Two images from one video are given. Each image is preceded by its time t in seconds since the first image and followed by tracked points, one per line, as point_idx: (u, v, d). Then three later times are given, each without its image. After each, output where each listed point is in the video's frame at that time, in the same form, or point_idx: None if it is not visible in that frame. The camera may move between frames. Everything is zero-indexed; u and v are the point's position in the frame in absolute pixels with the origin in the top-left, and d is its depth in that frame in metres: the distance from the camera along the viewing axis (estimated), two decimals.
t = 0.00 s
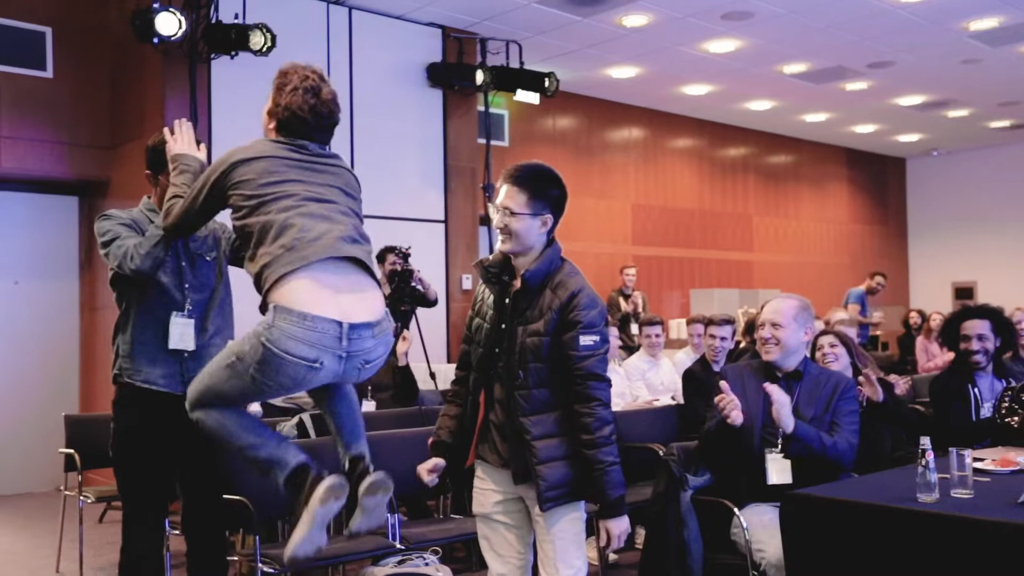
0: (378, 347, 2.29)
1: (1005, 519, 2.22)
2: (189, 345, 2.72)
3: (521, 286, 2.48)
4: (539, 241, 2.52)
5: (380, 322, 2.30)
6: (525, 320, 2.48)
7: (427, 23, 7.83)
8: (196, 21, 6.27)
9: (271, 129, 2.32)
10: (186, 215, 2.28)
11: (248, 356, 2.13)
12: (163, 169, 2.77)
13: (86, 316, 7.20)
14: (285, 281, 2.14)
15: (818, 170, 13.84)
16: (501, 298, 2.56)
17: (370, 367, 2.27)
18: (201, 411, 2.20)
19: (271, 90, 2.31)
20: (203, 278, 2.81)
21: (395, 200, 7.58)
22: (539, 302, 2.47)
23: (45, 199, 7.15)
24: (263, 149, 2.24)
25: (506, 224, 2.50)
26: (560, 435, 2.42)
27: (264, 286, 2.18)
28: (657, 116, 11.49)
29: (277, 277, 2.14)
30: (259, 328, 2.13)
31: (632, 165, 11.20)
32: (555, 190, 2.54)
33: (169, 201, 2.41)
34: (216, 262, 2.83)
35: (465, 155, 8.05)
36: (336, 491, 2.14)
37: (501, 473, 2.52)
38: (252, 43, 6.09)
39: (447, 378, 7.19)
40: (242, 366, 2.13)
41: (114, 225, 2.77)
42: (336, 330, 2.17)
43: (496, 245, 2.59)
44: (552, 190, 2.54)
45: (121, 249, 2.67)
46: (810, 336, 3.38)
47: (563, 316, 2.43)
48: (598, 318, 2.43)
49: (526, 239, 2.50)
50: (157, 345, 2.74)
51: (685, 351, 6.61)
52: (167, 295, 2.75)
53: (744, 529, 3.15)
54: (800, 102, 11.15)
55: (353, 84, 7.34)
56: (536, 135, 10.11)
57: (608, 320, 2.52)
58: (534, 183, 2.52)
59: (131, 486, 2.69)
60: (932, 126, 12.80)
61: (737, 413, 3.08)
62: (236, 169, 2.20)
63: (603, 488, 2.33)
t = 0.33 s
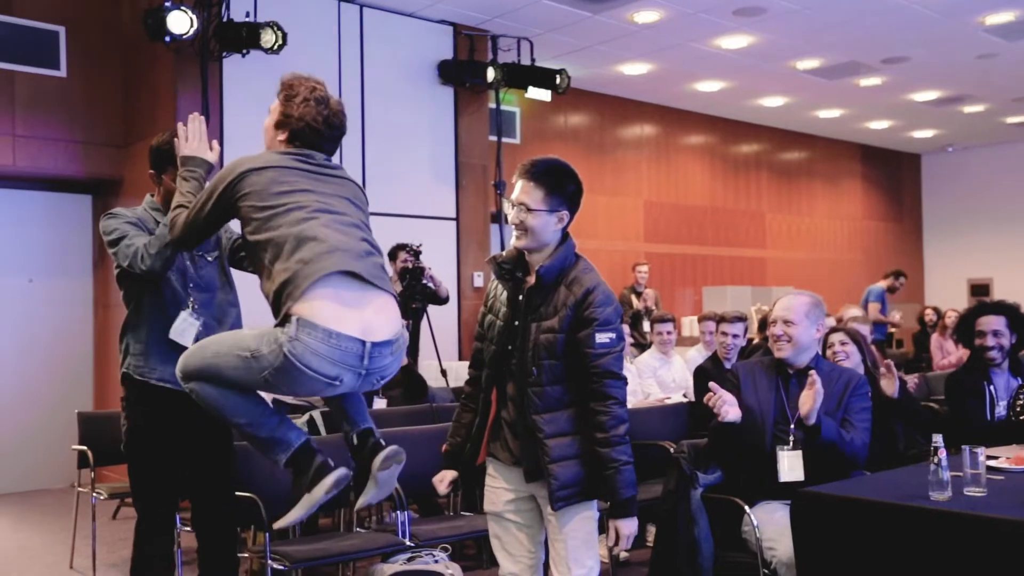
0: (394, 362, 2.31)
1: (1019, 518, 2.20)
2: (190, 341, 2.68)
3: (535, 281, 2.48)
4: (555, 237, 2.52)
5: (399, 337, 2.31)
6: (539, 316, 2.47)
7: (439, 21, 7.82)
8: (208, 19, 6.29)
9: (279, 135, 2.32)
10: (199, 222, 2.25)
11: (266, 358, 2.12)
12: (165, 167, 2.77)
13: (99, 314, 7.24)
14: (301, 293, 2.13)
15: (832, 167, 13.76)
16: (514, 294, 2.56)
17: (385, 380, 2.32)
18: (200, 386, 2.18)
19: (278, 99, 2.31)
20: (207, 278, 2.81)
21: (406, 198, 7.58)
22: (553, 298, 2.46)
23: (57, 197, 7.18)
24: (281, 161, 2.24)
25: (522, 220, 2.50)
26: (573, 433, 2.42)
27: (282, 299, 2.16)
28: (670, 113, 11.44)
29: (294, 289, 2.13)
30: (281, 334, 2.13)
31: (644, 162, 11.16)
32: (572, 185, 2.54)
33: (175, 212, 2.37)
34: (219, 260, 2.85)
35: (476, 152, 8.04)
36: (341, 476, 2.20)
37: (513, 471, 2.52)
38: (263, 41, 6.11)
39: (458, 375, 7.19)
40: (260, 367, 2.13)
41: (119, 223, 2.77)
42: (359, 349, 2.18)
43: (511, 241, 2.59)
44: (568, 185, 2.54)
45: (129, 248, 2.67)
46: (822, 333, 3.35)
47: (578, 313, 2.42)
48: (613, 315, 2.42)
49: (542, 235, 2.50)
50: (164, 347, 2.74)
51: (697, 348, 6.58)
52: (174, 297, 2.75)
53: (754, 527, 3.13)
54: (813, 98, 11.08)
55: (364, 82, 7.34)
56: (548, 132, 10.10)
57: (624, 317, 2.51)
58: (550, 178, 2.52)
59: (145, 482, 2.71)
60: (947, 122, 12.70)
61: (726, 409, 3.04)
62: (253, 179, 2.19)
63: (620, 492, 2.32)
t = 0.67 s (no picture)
0: (403, 376, 2.24)
1: None
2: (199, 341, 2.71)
3: (552, 277, 2.47)
4: (570, 232, 2.52)
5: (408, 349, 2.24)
6: (555, 313, 2.47)
7: (449, 18, 7.82)
8: (219, 17, 6.30)
9: (303, 132, 2.24)
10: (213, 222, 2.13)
11: (283, 386, 2.02)
12: (168, 163, 2.77)
13: (112, 310, 7.28)
14: (319, 307, 2.03)
15: (845, 163, 13.68)
16: (529, 290, 2.55)
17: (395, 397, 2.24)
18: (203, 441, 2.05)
19: (290, 97, 2.24)
20: (210, 278, 2.80)
21: (416, 195, 7.58)
22: (570, 295, 2.46)
23: (69, 195, 7.21)
24: (303, 160, 2.15)
25: (536, 215, 2.49)
26: (585, 432, 2.40)
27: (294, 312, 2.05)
28: (681, 110, 11.41)
29: (314, 303, 2.03)
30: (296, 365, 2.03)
31: (656, 159, 11.13)
32: (586, 180, 2.53)
33: (186, 222, 2.27)
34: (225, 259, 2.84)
35: (486, 149, 8.03)
36: (349, 560, 2.13)
37: (527, 469, 2.51)
38: (273, 39, 6.12)
39: (468, 372, 7.18)
40: (270, 403, 2.02)
41: (123, 224, 2.78)
42: (376, 363, 2.11)
43: (526, 237, 2.58)
44: (583, 179, 2.53)
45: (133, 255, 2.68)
46: (833, 329, 3.34)
47: (595, 310, 2.41)
48: (629, 312, 2.41)
49: (556, 230, 2.49)
50: (168, 351, 2.73)
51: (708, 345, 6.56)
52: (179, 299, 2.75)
53: (763, 525, 3.12)
54: (826, 94, 11.01)
55: (375, 78, 7.35)
56: (559, 129, 10.09)
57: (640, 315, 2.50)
58: (565, 172, 2.51)
59: (152, 484, 2.70)
60: (962, 118, 12.60)
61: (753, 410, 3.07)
62: (274, 178, 2.10)
63: (621, 493, 2.29)
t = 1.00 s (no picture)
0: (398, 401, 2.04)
1: None
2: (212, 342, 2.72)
3: (570, 274, 2.46)
4: (585, 227, 2.50)
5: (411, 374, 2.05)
6: (573, 310, 2.46)
7: (459, 15, 7.81)
8: (229, 15, 6.31)
9: (335, 151, 2.03)
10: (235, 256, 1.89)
11: (290, 439, 1.84)
12: (175, 153, 2.76)
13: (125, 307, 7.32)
14: (334, 345, 1.85)
15: (858, 159, 13.60)
16: (545, 285, 2.54)
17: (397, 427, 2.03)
18: (225, 553, 1.84)
19: (316, 110, 2.02)
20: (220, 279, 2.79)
21: (428, 192, 7.59)
22: (588, 292, 2.45)
23: (82, 192, 7.24)
24: (332, 180, 1.94)
25: (548, 210, 2.48)
26: (597, 431, 2.38)
27: (311, 350, 1.86)
28: (693, 106, 11.36)
29: (330, 340, 1.85)
30: (299, 413, 1.85)
31: (667, 156, 11.08)
32: (598, 173, 2.51)
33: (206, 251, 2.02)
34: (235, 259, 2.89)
35: (497, 146, 8.02)
36: None
37: (540, 467, 2.51)
38: (284, 37, 6.14)
39: (479, 369, 7.16)
40: (285, 467, 1.83)
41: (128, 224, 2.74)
42: (378, 396, 1.92)
43: (541, 233, 2.57)
44: (595, 173, 2.51)
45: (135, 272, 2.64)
46: (844, 326, 3.32)
47: (614, 308, 2.40)
48: (649, 311, 2.40)
49: (570, 225, 2.48)
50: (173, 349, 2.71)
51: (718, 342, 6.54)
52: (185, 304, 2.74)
53: (773, 523, 3.11)
54: (839, 90, 10.95)
55: (385, 75, 7.36)
56: (571, 126, 10.07)
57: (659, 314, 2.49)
58: (578, 166, 2.50)
59: (159, 486, 2.68)
60: (976, 113, 12.50)
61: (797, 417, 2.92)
62: (308, 205, 1.89)
63: (610, 483, 2.26)
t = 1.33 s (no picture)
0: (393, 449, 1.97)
1: None
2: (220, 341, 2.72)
3: (586, 273, 2.46)
4: (596, 223, 2.49)
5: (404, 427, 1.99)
6: (589, 310, 2.45)
7: (469, 11, 7.81)
8: (240, 14, 6.34)
9: (358, 212, 1.89)
10: (276, 334, 1.72)
11: (297, 519, 1.79)
12: (182, 145, 2.76)
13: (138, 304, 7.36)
14: (361, 426, 1.78)
15: (871, 156, 13.52)
16: (559, 283, 2.54)
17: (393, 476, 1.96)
18: None
19: (336, 167, 1.88)
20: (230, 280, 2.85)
21: (438, 189, 7.60)
22: (604, 292, 2.45)
23: (94, 190, 7.27)
24: (372, 251, 1.84)
25: (556, 207, 2.49)
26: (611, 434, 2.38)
27: (331, 430, 1.77)
28: (704, 103, 11.32)
29: (357, 422, 1.78)
30: (298, 484, 1.79)
31: (678, 153, 11.05)
32: (610, 170, 2.51)
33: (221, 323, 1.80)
34: (245, 258, 2.91)
35: (508, 143, 8.01)
36: None
37: (553, 465, 2.51)
38: (295, 34, 6.16)
39: (490, 366, 7.14)
40: (294, 534, 1.79)
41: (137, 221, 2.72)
42: (379, 460, 1.85)
43: (554, 231, 2.57)
44: (608, 170, 2.51)
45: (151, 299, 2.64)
46: (854, 323, 3.30)
47: (630, 307, 2.40)
48: (665, 311, 2.39)
49: (580, 222, 2.48)
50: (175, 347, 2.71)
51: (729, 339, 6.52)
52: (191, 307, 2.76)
53: (782, 521, 3.10)
54: (851, 86, 10.89)
55: (396, 72, 7.37)
56: (582, 123, 10.07)
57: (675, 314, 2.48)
58: (586, 163, 2.49)
59: (167, 485, 2.70)
60: (990, 109, 12.41)
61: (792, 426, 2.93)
62: (353, 280, 1.78)
63: (597, 466, 2.24)
